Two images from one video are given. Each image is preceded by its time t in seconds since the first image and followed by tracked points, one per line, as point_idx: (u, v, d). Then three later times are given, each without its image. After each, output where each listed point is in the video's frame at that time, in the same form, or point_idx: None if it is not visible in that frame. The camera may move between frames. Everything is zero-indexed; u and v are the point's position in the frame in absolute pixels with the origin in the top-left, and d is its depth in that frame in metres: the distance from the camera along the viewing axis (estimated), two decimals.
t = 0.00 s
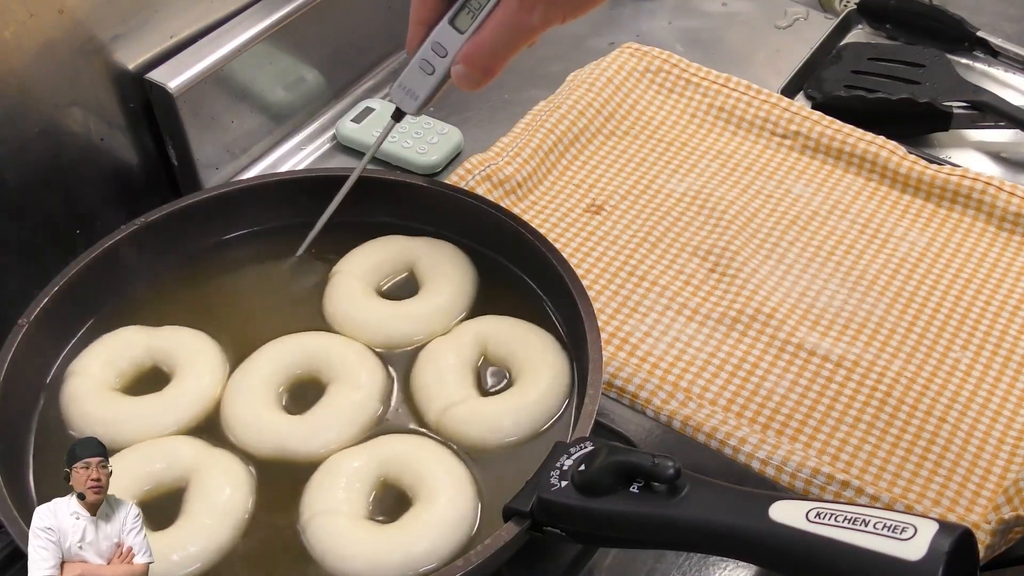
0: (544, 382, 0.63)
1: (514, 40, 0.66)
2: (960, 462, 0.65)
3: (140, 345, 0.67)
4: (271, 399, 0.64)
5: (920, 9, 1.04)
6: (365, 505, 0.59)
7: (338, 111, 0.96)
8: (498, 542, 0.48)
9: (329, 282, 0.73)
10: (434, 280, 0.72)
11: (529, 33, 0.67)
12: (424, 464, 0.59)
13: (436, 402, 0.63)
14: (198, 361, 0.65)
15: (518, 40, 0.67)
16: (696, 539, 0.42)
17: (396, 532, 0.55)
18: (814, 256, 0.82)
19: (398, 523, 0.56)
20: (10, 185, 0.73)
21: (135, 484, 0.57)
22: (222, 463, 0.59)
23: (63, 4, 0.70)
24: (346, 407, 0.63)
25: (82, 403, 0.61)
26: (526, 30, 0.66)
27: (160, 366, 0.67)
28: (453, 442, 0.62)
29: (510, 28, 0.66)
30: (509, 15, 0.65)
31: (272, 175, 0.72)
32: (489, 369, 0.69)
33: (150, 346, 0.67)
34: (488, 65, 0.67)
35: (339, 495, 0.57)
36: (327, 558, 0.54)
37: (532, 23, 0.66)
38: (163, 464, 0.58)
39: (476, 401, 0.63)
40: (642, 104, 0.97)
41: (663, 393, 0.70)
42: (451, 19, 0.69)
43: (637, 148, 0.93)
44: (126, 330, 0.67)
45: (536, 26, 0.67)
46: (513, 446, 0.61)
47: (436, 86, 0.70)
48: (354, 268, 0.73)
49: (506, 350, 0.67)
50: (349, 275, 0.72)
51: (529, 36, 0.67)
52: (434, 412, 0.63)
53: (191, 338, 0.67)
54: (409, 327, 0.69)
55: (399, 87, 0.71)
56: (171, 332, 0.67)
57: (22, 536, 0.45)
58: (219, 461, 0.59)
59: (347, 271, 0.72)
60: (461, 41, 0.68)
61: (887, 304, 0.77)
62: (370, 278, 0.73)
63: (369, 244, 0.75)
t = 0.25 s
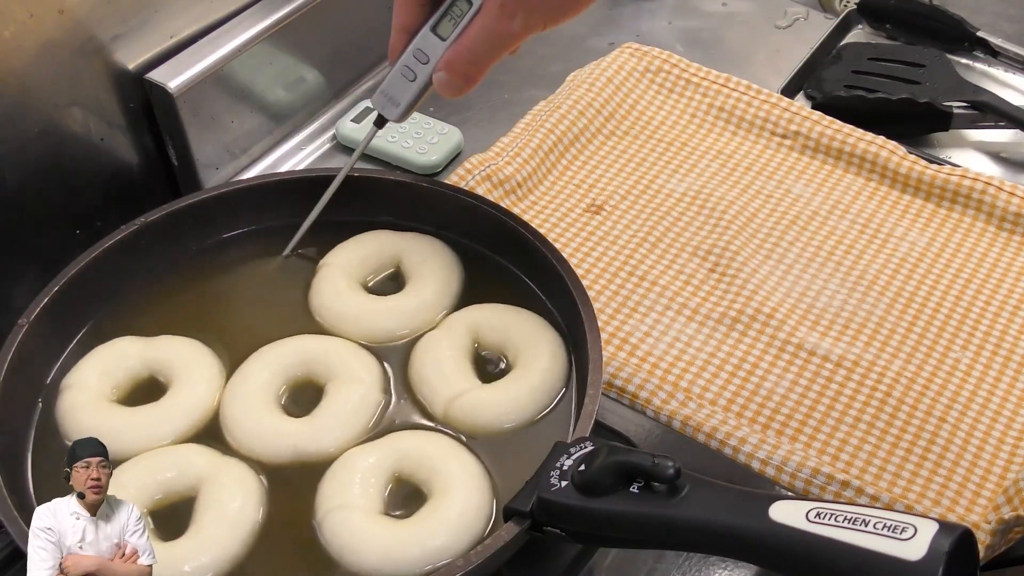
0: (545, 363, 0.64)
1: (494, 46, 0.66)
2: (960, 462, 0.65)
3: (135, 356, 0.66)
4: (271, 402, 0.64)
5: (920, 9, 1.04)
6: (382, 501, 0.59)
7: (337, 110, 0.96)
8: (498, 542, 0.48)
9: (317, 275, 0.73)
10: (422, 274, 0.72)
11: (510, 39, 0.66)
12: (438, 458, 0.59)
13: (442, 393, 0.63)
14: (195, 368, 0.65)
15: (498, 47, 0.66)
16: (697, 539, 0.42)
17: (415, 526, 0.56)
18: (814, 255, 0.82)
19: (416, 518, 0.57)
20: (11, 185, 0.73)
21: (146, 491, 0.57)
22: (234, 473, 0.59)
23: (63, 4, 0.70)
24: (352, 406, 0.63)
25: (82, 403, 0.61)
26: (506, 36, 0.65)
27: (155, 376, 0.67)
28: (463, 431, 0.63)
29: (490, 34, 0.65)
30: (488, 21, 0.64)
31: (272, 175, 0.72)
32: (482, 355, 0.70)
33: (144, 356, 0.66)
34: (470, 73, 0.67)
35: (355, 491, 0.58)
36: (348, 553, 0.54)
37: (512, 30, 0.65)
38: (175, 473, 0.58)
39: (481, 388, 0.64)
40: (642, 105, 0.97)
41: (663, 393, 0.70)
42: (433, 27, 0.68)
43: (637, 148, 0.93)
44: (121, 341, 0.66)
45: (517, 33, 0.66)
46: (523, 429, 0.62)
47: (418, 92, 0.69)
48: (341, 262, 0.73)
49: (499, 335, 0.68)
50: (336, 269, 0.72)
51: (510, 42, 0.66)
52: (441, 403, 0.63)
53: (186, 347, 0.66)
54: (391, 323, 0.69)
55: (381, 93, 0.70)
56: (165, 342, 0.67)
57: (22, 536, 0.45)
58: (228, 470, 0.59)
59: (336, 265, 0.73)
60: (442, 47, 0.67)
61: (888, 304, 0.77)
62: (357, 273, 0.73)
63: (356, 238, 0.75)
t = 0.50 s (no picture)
0: (538, 350, 0.65)
1: (473, 44, 0.63)
2: (960, 462, 0.65)
3: (129, 363, 0.65)
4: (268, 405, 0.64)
5: (920, 9, 1.04)
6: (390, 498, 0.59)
7: (337, 110, 0.96)
8: (497, 542, 0.48)
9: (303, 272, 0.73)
10: (407, 271, 0.73)
11: (489, 37, 0.63)
12: (444, 450, 0.60)
13: (441, 389, 0.64)
14: (192, 373, 0.65)
15: (478, 45, 0.63)
16: (697, 539, 0.42)
17: (425, 519, 0.56)
18: (814, 255, 0.82)
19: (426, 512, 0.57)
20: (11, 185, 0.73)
21: (154, 497, 0.57)
22: (246, 481, 0.59)
23: (63, 3, 0.70)
24: (354, 405, 0.63)
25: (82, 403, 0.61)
26: (485, 32, 0.63)
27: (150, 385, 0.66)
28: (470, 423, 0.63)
29: (470, 29, 0.62)
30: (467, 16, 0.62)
31: (271, 176, 0.72)
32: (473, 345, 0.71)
33: (138, 364, 0.65)
34: (449, 73, 0.64)
35: (364, 487, 0.58)
36: (360, 548, 0.55)
37: (491, 27, 0.63)
38: (182, 480, 0.58)
39: (478, 378, 0.64)
40: (642, 105, 0.97)
41: (663, 394, 0.70)
42: (412, 26, 0.65)
43: (637, 148, 0.93)
44: (115, 348, 0.66)
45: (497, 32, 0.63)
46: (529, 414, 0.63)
47: (397, 93, 0.66)
48: (326, 259, 0.74)
49: (487, 324, 0.69)
50: (322, 265, 0.73)
51: (490, 40, 0.64)
52: (442, 399, 0.64)
53: (179, 354, 0.66)
54: (373, 320, 0.70)
55: (359, 95, 0.67)
56: (157, 349, 0.66)
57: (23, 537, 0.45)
58: (240, 477, 0.59)
59: (319, 263, 0.73)
60: (420, 48, 0.65)
61: (888, 304, 0.77)
62: (342, 270, 0.74)
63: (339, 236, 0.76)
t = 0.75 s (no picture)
0: (534, 340, 0.66)
1: (447, 45, 0.64)
2: (960, 462, 0.65)
3: (127, 373, 0.65)
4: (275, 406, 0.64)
5: (920, 9, 1.04)
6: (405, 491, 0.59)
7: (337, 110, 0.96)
8: (497, 542, 0.48)
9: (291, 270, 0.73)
10: (394, 269, 0.73)
11: (461, 40, 0.65)
12: (459, 440, 0.60)
13: (443, 380, 0.64)
14: (191, 381, 0.64)
15: (451, 46, 0.64)
16: (697, 539, 0.42)
17: (444, 510, 0.56)
18: (813, 255, 0.82)
19: (443, 504, 0.58)
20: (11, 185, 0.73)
21: (168, 506, 0.57)
22: (260, 489, 0.58)
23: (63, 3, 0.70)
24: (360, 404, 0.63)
25: (82, 404, 0.61)
26: (458, 35, 0.64)
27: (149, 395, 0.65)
28: (478, 411, 0.64)
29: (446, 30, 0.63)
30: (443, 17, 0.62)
31: (271, 175, 0.72)
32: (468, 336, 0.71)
33: (136, 374, 0.65)
34: (425, 74, 0.64)
35: (381, 480, 0.58)
36: (380, 541, 0.55)
37: (462, 30, 0.64)
38: (197, 488, 0.58)
39: (479, 365, 0.65)
40: (642, 105, 0.97)
41: (663, 394, 0.70)
42: (384, 28, 0.64)
43: (637, 148, 0.93)
44: (112, 360, 0.65)
45: (465, 35, 0.65)
46: (534, 396, 0.65)
47: (372, 96, 0.64)
48: (314, 257, 0.74)
49: (481, 313, 0.70)
50: (310, 263, 0.73)
51: (461, 43, 0.65)
52: (448, 389, 0.64)
53: (177, 364, 0.65)
54: (360, 318, 0.70)
55: (333, 99, 0.65)
56: (155, 360, 0.65)
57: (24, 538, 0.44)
58: (253, 486, 0.58)
59: (307, 260, 0.73)
60: (395, 48, 0.63)
61: (888, 304, 0.77)
62: (331, 268, 0.74)
63: (324, 235, 0.76)
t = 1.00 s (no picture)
0: (528, 331, 0.67)
1: (432, 51, 0.62)
2: (960, 462, 0.65)
3: (127, 383, 0.64)
4: (281, 406, 0.64)
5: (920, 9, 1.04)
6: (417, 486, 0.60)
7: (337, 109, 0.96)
8: (497, 542, 0.48)
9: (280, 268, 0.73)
10: (382, 264, 0.73)
11: (447, 44, 0.63)
12: (468, 431, 0.61)
13: (446, 373, 0.65)
14: (191, 389, 0.64)
15: (437, 51, 0.63)
16: (697, 539, 0.42)
17: (458, 501, 0.57)
18: (813, 254, 0.82)
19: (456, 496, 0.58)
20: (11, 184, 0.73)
21: (177, 510, 0.57)
22: (277, 494, 0.58)
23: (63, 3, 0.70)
24: (366, 402, 0.63)
25: (82, 404, 0.61)
26: (444, 40, 0.63)
27: (150, 405, 0.65)
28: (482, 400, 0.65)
29: (429, 37, 0.62)
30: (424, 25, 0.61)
31: (271, 175, 0.72)
32: (463, 328, 0.72)
33: (136, 383, 0.64)
34: (412, 80, 0.63)
35: (394, 472, 0.59)
36: (396, 533, 0.56)
37: (447, 34, 0.63)
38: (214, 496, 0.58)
39: (479, 354, 0.66)
40: (642, 105, 0.97)
41: (664, 394, 0.70)
42: (369, 33, 0.63)
43: (637, 147, 0.93)
44: (111, 370, 0.64)
45: (453, 38, 0.63)
46: (533, 383, 0.65)
47: (359, 103, 0.64)
48: (303, 255, 0.74)
49: (474, 304, 0.70)
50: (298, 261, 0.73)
51: (448, 48, 0.64)
52: (454, 381, 0.65)
53: (176, 373, 0.65)
54: (349, 315, 0.70)
55: (321, 106, 0.65)
56: (154, 369, 0.65)
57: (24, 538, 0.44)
58: (271, 491, 0.58)
59: (296, 258, 0.73)
60: (380, 55, 0.63)
61: (888, 304, 0.77)
62: (320, 265, 0.74)
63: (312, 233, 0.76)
